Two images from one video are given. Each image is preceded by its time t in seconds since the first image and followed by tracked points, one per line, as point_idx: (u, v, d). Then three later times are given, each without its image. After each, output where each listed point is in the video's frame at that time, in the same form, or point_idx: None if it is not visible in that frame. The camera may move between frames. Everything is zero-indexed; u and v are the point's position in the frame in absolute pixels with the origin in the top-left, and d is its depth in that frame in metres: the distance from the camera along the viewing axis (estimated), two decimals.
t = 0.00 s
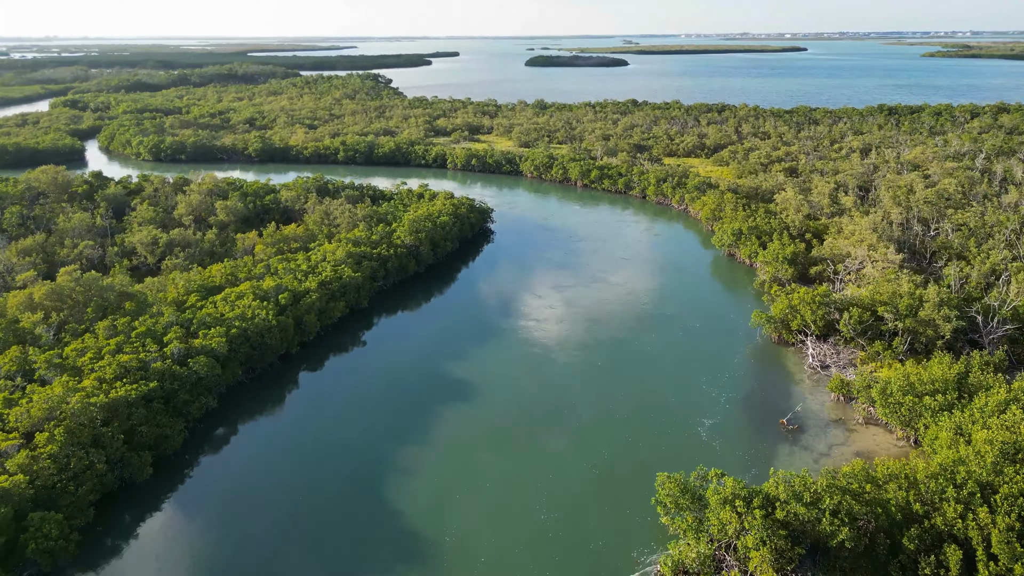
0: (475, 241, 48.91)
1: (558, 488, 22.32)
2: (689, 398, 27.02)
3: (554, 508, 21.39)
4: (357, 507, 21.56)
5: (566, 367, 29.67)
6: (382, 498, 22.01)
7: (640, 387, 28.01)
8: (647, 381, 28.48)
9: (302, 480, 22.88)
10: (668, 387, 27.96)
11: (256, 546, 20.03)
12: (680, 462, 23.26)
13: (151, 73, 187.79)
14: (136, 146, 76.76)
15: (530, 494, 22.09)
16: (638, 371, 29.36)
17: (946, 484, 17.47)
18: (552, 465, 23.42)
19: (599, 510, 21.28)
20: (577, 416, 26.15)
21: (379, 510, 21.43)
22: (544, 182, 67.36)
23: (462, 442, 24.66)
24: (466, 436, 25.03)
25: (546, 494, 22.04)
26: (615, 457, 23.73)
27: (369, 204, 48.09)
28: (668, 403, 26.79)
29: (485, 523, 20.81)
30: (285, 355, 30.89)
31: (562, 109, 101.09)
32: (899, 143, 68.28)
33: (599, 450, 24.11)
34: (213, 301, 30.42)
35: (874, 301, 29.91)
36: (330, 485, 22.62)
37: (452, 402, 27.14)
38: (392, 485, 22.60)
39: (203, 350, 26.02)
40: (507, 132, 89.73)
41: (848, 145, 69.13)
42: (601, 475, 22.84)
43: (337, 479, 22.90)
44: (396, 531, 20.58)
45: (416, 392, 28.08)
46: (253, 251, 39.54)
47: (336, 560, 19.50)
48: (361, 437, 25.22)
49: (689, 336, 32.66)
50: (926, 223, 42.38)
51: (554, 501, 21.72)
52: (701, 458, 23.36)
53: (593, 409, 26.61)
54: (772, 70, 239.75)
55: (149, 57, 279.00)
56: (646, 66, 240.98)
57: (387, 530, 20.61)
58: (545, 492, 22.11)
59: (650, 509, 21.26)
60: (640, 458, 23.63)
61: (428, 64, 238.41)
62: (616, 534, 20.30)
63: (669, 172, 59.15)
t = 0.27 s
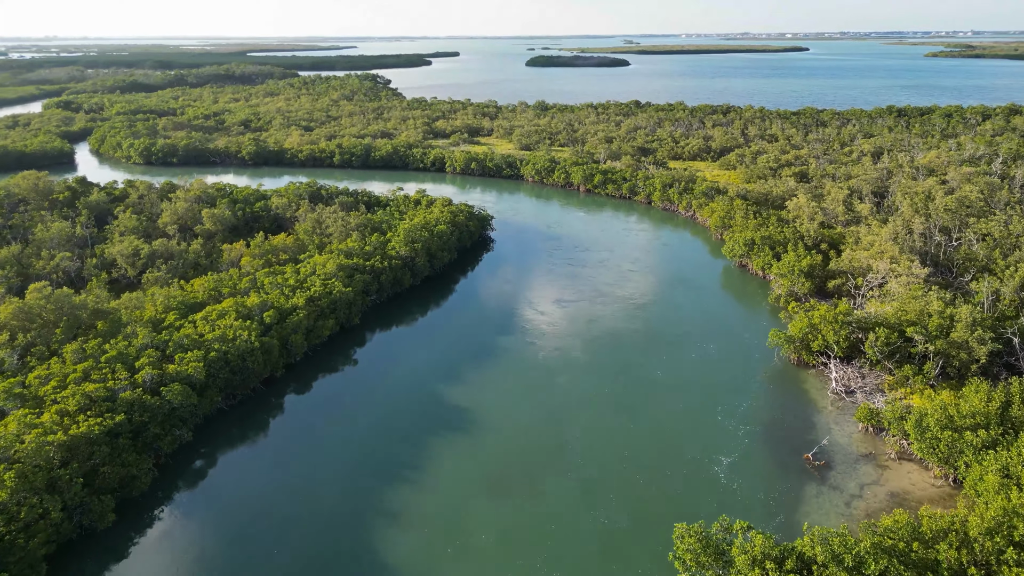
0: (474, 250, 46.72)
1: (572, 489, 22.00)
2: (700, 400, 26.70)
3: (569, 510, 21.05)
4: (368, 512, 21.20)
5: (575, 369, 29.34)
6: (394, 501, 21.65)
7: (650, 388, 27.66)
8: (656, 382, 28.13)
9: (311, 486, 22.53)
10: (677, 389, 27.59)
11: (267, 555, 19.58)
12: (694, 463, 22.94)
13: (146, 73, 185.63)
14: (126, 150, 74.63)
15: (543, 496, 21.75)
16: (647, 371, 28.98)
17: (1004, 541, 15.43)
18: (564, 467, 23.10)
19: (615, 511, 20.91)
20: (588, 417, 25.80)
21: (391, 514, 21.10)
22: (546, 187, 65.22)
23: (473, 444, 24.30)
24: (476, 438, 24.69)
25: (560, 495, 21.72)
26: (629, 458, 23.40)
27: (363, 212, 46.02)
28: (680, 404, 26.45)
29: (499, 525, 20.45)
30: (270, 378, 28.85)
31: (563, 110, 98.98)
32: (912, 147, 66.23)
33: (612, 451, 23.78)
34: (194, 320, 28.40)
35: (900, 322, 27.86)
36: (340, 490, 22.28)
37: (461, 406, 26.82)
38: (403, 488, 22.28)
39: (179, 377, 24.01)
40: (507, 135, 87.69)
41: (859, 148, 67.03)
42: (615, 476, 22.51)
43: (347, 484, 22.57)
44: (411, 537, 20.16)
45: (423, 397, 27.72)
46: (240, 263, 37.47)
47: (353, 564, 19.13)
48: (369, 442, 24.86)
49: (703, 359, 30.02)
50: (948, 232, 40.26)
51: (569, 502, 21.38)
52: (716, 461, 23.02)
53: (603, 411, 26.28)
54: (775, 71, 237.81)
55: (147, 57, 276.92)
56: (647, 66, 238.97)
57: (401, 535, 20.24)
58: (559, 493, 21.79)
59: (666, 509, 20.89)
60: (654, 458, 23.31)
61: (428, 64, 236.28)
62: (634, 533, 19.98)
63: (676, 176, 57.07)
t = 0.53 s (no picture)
0: (475, 261, 44.62)
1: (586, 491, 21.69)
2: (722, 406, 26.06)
3: (584, 510, 20.78)
4: (379, 514, 20.94)
5: (593, 370, 28.97)
6: (405, 502, 21.39)
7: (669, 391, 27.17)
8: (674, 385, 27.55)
9: (322, 487, 22.30)
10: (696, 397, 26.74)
11: (275, 558, 19.35)
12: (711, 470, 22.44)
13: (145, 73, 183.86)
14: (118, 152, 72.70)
15: (550, 495, 21.57)
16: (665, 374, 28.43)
17: None
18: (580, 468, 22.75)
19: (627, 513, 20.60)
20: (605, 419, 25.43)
21: (402, 514, 20.87)
22: (549, 191, 63.21)
23: (487, 445, 24.04)
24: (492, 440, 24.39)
25: (568, 494, 21.53)
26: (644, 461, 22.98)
27: (359, 220, 44.02)
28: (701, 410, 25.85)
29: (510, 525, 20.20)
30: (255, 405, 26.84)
31: (567, 112, 96.96)
32: (927, 150, 64.14)
33: (627, 452, 23.46)
34: (173, 341, 26.44)
35: (936, 343, 25.72)
36: (353, 492, 22.02)
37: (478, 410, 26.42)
38: (416, 488, 22.04)
39: (153, 407, 22.09)
40: (510, 137, 85.75)
41: (873, 151, 64.89)
42: (630, 478, 22.19)
43: (360, 485, 22.35)
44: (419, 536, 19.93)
45: (441, 402, 27.27)
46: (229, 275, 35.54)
47: (362, 567, 18.89)
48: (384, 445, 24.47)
49: (720, 386, 27.43)
50: (975, 242, 38.12)
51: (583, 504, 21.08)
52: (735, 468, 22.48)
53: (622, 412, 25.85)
54: (781, 72, 235.07)
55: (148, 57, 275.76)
56: (651, 66, 236.82)
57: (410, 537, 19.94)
58: (575, 495, 21.47)
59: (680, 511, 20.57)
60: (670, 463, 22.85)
61: (430, 64, 234.41)
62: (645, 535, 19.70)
63: (684, 181, 54.99)
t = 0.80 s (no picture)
0: (479, 271, 42.51)
1: (591, 489, 21.40)
2: (735, 405, 25.44)
3: (585, 510, 20.49)
4: (381, 513, 20.75)
5: (605, 367, 28.57)
6: (406, 500, 21.21)
7: (682, 389, 26.59)
8: (688, 384, 26.94)
9: (325, 487, 22.22)
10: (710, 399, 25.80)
11: (275, 559, 19.23)
12: (720, 471, 22.02)
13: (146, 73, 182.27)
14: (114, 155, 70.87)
15: (548, 489, 21.51)
16: (677, 373, 27.81)
17: None
18: (584, 465, 22.46)
19: (631, 512, 20.33)
20: (615, 416, 25.02)
21: (403, 512, 20.69)
22: (556, 197, 61.12)
23: (492, 443, 23.76)
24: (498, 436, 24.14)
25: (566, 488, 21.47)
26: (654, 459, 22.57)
27: (357, 229, 41.99)
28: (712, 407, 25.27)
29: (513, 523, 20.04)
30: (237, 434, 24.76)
31: (573, 114, 94.88)
32: (948, 154, 61.85)
33: (635, 450, 23.09)
34: (150, 365, 24.45)
35: (980, 368, 23.33)
36: (353, 492, 21.89)
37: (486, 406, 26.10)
38: (419, 486, 21.82)
39: (121, 443, 20.15)
40: (515, 140, 83.74)
41: (890, 155, 62.62)
42: (631, 474, 22.00)
43: (361, 485, 22.21)
44: (421, 534, 19.78)
45: (450, 399, 26.94)
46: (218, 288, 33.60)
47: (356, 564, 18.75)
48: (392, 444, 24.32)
49: (741, 414, 24.94)
50: (1008, 254, 35.86)
51: (587, 502, 20.83)
52: (747, 471, 22.00)
53: (632, 409, 25.45)
54: (790, 72, 232.47)
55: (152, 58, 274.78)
56: (657, 66, 234.41)
57: (411, 535, 19.80)
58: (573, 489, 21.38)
59: (685, 513, 20.28)
60: (679, 462, 22.45)
61: (434, 64, 232.47)
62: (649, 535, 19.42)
63: (696, 186, 52.84)
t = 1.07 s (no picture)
0: (484, 284, 40.38)
1: (593, 491, 21.33)
2: (754, 417, 24.68)
3: (585, 511, 20.51)
4: (382, 513, 20.76)
5: (623, 372, 28.12)
6: (411, 500, 21.22)
7: (699, 399, 25.95)
8: (706, 395, 26.18)
9: (336, 486, 22.25)
10: (730, 419, 24.64)
11: (278, 559, 19.27)
12: (728, 481, 21.57)
13: (152, 74, 181.09)
14: (110, 159, 69.19)
15: (550, 487, 21.58)
16: (696, 384, 27.03)
17: None
18: (591, 470, 22.26)
19: (631, 515, 20.27)
20: (627, 422, 24.66)
21: (402, 559, 18.85)
22: (563, 203, 59.04)
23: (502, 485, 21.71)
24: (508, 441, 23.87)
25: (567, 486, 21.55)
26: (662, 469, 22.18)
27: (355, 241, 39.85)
28: (730, 421, 24.49)
29: (511, 527, 19.97)
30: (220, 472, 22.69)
31: (582, 116, 92.75)
32: (971, 159, 59.48)
33: (642, 454, 22.90)
34: (124, 395, 22.52)
35: None
36: (360, 490, 21.94)
37: (497, 414, 25.57)
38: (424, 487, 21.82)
39: (86, 489, 18.27)
40: (521, 143, 81.78)
41: (911, 160, 60.30)
42: (635, 474, 21.97)
43: (369, 484, 22.22)
44: None
45: (463, 406, 26.48)
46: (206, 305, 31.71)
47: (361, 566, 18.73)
48: (403, 447, 24.06)
49: (770, 454, 22.75)
50: None
51: (586, 503, 20.83)
52: (755, 481, 21.52)
53: (646, 415, 25.06)
54: (801, 70, 229.90)
55: (159, 58, 274.13)
56: (665, 66, 231.96)
57: None
58: (573, 488, 21.47)
59: (686, 516, 20.22)
60: (688, 472, 22.03)
61: (441, 65, 231.01)
62: (644, 538, 19.41)
63: (710, 194, 50.57)
